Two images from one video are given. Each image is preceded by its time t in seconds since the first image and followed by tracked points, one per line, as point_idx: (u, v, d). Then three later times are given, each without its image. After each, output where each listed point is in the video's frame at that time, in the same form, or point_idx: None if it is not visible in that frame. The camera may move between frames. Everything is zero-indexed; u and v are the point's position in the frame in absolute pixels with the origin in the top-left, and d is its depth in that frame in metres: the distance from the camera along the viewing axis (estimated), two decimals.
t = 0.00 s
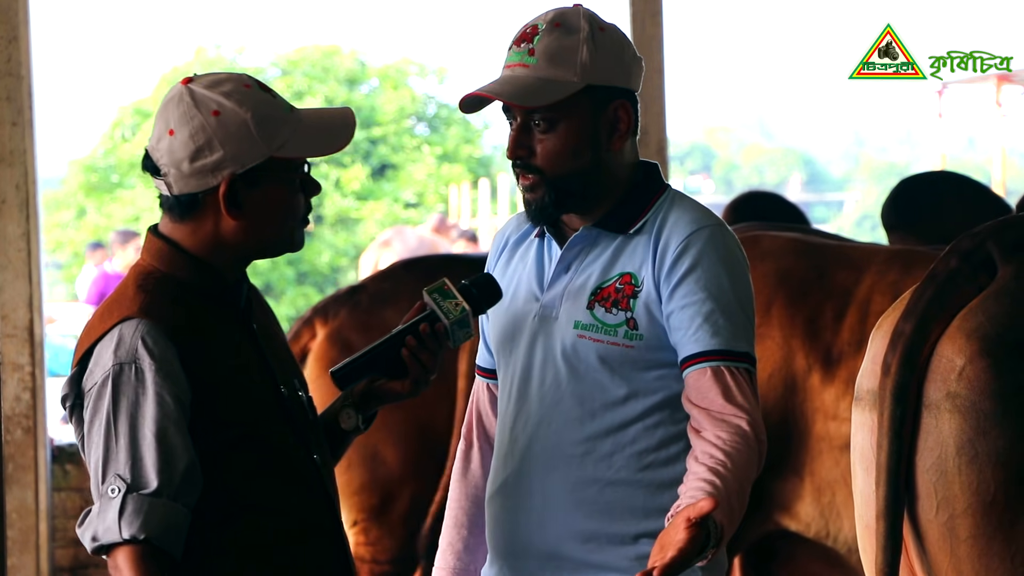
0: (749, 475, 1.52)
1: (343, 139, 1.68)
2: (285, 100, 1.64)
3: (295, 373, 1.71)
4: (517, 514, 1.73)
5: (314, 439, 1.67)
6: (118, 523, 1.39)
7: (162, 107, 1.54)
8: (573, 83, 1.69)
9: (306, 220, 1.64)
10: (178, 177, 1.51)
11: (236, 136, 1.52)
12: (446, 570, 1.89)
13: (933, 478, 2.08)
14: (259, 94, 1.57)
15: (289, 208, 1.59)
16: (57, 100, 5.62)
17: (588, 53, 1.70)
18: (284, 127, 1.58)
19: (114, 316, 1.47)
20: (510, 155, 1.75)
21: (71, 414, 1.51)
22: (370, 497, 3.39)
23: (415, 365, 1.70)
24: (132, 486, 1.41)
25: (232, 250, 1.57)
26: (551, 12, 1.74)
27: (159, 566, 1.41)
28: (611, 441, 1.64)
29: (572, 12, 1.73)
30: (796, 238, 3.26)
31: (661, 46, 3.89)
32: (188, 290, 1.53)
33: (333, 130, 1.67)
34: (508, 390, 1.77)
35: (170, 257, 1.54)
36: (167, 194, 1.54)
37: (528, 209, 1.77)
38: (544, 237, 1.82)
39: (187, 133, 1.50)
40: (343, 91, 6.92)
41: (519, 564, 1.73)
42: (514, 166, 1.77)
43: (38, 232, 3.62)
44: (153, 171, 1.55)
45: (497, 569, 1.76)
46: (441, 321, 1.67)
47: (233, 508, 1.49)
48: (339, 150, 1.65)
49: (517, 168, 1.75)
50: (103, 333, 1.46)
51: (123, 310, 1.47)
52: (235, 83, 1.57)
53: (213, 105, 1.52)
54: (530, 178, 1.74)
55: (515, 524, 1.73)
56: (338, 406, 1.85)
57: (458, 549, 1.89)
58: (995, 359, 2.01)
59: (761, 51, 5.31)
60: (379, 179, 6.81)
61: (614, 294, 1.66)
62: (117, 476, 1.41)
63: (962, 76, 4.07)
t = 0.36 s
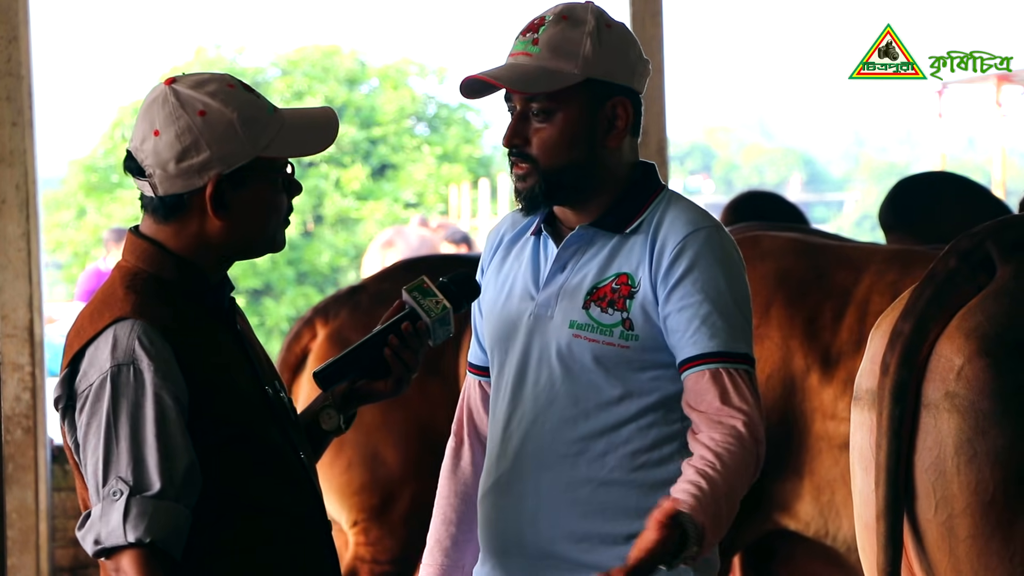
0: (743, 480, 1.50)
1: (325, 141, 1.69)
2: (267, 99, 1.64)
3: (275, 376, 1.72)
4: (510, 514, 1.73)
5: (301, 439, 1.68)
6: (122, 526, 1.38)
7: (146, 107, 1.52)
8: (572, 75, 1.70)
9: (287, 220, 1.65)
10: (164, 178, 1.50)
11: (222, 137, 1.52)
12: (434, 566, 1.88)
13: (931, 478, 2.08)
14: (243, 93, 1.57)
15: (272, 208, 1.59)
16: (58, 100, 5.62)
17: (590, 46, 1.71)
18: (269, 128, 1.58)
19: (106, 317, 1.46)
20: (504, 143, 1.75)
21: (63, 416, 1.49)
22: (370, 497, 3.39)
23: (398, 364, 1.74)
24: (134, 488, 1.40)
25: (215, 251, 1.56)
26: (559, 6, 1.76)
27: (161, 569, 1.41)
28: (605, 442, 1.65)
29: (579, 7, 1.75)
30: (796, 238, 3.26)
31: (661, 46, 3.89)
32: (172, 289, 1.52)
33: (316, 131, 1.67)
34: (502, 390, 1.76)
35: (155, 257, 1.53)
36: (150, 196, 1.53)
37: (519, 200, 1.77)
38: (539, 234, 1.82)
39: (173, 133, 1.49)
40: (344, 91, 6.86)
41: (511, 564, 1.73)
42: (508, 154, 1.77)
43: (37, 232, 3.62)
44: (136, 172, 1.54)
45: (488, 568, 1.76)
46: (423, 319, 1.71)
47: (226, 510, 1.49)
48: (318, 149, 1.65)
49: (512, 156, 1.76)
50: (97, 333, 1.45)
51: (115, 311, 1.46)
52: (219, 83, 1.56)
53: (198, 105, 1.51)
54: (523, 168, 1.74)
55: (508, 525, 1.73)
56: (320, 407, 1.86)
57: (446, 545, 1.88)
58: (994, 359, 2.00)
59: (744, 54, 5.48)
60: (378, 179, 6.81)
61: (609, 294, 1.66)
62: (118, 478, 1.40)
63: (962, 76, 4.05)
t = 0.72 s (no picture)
0: (695, 469, 1.51)
1: (319, 146, 1.68)
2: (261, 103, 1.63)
3: (265, 375, 1.72)
4: (505, 512, 1.73)
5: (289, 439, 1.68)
6: (102, 529, 1.38)
7: (140, 112, 1.52)
8: (591, 88, 1.69)
9: (279, 223, 1.65)
10: (156, 185, 1.50)
11: (216, 146, 1.51)
12: (422, 563, 1.86)
13: (930, 478, 2.08)
14: (239, 101, 1.57)
15: (266, 215, 1.59)
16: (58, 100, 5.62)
17: (611, 60, 1.70)
18: (263, 135, 1.58)
19: (95, 319, 1.46)
20: (514, 146, 1.74)
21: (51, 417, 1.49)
22: (370, 498, 3.38)
23: (392, 364, 1.73)
24: (116, 491, 1.40)
25: (206, 255, 1.56)
26: (581, 9, 1.73)
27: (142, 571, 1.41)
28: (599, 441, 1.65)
29: (602, 14, 1.72)
30: (799, 238, 3.27)
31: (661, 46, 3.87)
32: (162, 290, 1.52)
33: (310, 136, 1.67)
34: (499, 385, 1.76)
35: (145, 258, 1.53)
36: (142, 200, 1.54)
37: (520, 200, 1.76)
38: (535, 232, 1.81)
39: (167, 142, 1.49)
40: (343, 91, 6.83)
41: (505, 562, 1.72)
42: (514, 154, 1.75)
43: (37, 232, 3.61)
44: (128, 176, 1.54)
45: (484, 566, 1.75)
46: (416, 319, 1.72)
47: (212, 510, 1.49)
48: (315, 156, 1.65)
49: (519, 157, 1.74)
50: (86, 335, 1.45)
51: (104, 313, 1.46)
52: (214, 90, 1.56)
53: (192, 114, 1.51)
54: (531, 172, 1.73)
55: (503, 523, 1.72)
56: (312, 405, 1.86)
57: (435, 543, 1.87)
58: (994, 358, 2.00)
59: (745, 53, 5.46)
60: (378, 179, 6.81)
61: (609, 291, 1.66)
62: (100, 481, 1.40)
63: (962, 76, 4.01)
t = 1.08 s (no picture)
0: (667, 436, 1.48)
1: (313, 150, 1.67)
2: (252, 106, 1.61)
3: (256, 374, 1.70)
4: (503, 512, 1.72)
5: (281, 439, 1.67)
6: (95, 532, 1.38)
7: (131, 113, 1.52)
8: (584, 92, 1.68)
9: (271, 226, 1.64)
10: (146, 186, 1.50)
11: (206, 148, 1.51)
12: (423, 565, 1.86)
13: (926, 478, 2.07)
14: (230, 103, 1.56)
15: (255, 218, 1.59)
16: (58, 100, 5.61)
17: (602, 62, 1.69)
18: (254, 139, 1.57)
19: (85, 321, 1.46)
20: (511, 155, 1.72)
21: (43, 421, 1.49)
22: (370, 498, 3.38)
23: (385, 361, 1.75)
24: (109, 494, 1.39)
25: (196, 255, 1.55)
26: (568, 12, 1.71)
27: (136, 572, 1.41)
28: (597, 442, 1.64)
29: (589, 15, 1.71)
30: (805, 237, 3.21)
31: (661, 46, 3.86)
32: (154, 290, 1.51)
33: (303, 138, 1.66)
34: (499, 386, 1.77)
35: (135, 260, 1.52)
36: (132, 200, 1.53)
37: (523, 207, 1.75)
38: (533, 234, 1.80)
39: (156, 143, 1.49)
40: (344, 91, 6.80)
41: (506, 563, 1.71)
42: (513, 163, 1.73)
43: (37, 232, 3.60)
44: (118, 177, 1.53)
45: (485, 566, 1.74)
46: (410, 317, 1.69)
47: (206, 512, 1.48)
48: (308, 159, 1.65)
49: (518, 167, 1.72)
50: (76, 338, 1.45)
51: (95, 316, 1.46)
52: (206, 92, 1.55)
53: (183, 116, 1.50)
54: (530, 180, 1.71)
55: (501, 522, 1.72)
56: (306, 404, 1.85)
57: (435, 543, 1.87)
58: (990, 359, 2.00)
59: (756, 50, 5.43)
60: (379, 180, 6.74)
61: (603, 292, 1.65)
62: (93, 484, 1.40)
63: (962, 77, 3.95)
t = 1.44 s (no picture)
0: (671, 458, 1.50)
1: (313, 152, 1.67)
2: (254, 106, 1.61)
3: (255, 375, 1.70)
4: (502, 513, 1.71)
5: (278, 440, 1.67)
6: (92, 533, 1.38)
7: (132, 113, 1.52)
8: (570, 94, 1.67)
9: (269, 229, 1.64)
10: (145, 187, 1.49)
11: (206, 149, 1.50)
12: (434, 571, 1.87)
13: (923, 478, 2.07)
14: (231, 105, 1.56)
15: (254, 221, 1.58)
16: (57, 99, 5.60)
17: (586, 63, 1.68)
18: (254, 140, 1.57)
19: (82, 321, 1.46)
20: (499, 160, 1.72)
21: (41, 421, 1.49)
22: (370, 498, 3.38)
23: (382, 362, 1.73)
24: (106, 495, 1.39)
25: (195, 258, 1.55)
26: (548, 14, 1.71)
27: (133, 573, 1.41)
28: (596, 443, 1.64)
29: (570, 16, 1.70)
30: (805, 237, 3.21)
31: (661, 46, 3.85)
32: (151, 290, 1.51)
33: (304, 139, 1.66)
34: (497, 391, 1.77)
35: (133, 260, 1.52)
36: (131, 200, 1.53)
37: (513, 210, 1.75)
38: (528, 237, 1.81)
39: (156, 144, 1.49)
40: (344, 91, 6.80)
41: (506, 564, 1.71)
42: (502, 168, 1.74)
43: (37, 232, 3.60)
44: (118, 176, 1.53)
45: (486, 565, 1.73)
46: (408, 318, 1.70)
47: (204, 511, 1.48)
48: (309, 162, 1.64)
49: (505, 172, 1.73)
50: (74, 339, 1.44)
51: (93, 316, 1.45)
52: (207, 94, 1.55)
53: (183, 117, 1.50)
54: (517, 184, 1.72)
55: (500, 524, 1.71)
56: (304, 405, 1.85)
57: (445, 548, 1.87)
58: (988, 358, 2.00)
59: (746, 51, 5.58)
60: (378, 179, 6.75)
61: (598, 294, 1.65)
62: (90, 484, 1.40)
63: (961, 76, 3.96)
